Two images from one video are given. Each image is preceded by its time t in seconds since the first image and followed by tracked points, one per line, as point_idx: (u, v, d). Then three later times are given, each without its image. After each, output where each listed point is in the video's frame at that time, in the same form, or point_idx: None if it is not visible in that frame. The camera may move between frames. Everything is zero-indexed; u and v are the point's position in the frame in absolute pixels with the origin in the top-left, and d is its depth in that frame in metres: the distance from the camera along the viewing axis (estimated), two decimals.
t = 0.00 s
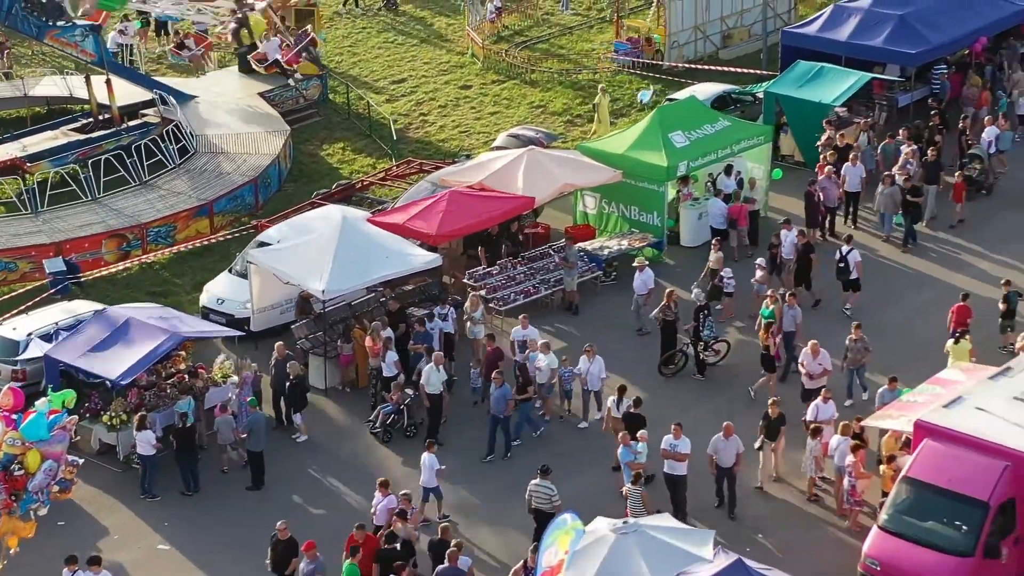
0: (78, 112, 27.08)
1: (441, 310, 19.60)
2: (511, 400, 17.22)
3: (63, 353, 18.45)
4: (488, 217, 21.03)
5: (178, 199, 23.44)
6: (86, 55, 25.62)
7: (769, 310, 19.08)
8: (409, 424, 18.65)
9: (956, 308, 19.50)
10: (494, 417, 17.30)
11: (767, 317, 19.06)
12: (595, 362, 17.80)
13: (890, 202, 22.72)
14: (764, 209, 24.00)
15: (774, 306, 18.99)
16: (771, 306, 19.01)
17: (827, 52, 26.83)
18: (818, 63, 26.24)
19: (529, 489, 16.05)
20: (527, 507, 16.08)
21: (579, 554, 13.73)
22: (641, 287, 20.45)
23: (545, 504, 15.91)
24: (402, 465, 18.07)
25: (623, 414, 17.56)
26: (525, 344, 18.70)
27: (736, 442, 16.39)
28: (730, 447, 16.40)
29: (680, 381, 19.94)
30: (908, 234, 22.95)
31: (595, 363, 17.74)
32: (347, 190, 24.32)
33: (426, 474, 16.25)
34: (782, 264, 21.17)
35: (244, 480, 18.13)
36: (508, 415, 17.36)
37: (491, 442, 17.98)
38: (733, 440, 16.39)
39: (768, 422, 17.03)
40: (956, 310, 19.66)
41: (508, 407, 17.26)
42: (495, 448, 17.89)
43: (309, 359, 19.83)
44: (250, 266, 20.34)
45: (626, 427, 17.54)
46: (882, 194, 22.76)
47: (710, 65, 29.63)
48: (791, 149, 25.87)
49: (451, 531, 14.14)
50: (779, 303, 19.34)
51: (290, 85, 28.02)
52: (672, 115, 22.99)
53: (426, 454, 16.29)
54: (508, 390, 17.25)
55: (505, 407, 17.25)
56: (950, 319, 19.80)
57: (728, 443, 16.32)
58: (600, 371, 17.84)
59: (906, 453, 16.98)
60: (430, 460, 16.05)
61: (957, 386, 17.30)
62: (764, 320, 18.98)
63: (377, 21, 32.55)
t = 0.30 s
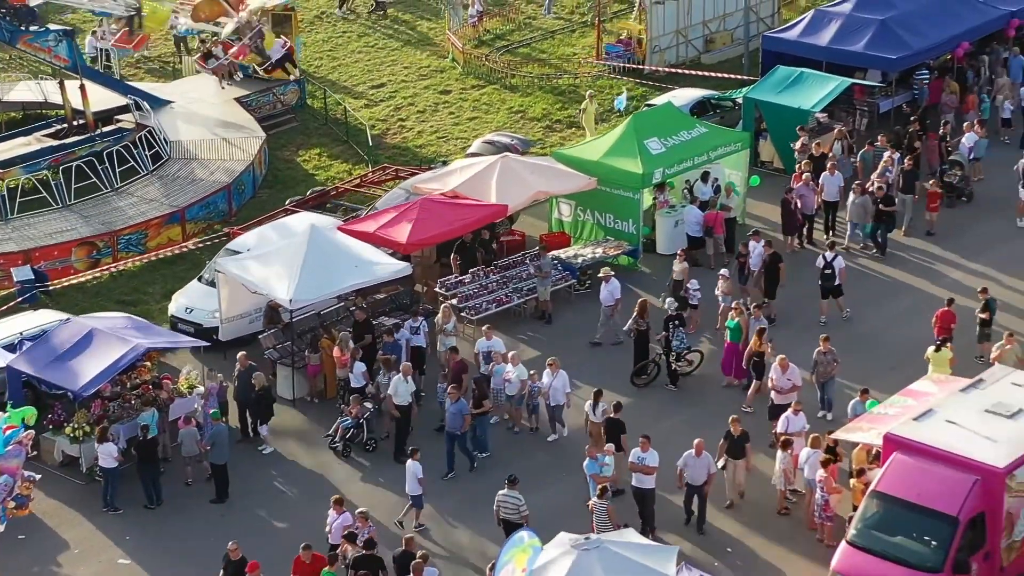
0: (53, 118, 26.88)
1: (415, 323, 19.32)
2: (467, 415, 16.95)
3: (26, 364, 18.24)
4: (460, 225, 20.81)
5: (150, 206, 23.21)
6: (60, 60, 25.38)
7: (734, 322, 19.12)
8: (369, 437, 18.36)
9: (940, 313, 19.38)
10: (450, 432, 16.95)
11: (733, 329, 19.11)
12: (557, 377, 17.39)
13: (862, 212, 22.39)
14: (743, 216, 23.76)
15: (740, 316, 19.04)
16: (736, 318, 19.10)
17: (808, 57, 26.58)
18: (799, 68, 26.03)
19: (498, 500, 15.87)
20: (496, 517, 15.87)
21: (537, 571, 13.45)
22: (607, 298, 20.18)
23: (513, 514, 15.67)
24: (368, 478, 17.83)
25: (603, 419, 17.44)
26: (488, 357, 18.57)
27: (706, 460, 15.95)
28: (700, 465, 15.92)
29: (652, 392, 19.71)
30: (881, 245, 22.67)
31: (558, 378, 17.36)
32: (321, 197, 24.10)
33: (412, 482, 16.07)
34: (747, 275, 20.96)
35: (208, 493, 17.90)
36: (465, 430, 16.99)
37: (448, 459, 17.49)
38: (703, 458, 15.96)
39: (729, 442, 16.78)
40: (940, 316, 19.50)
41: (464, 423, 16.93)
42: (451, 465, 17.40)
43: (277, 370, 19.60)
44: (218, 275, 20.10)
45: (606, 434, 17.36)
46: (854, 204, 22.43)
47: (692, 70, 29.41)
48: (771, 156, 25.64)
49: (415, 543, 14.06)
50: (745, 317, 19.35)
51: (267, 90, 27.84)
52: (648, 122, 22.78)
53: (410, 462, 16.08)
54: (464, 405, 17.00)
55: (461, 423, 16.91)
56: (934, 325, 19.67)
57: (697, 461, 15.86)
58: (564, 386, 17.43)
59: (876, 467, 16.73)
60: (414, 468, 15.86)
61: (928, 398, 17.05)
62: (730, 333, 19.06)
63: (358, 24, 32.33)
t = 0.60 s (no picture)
0: (27, 123, 26.62)
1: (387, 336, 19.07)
2: (425, 431, 16.63)
3: None
4: (431, 234, 20.59)
5: (122, 213, 22.96)
6: (34, 66, 25.19)
7: (697, 337, 18.52)
8: (329, 452, 18.08)
9: (919, 322, 19.15)
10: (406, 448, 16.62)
11: (696, 344, 18.51)
12: (522, 395, 16.83)
13: (831, 221, 21.95)
14: (720, 223, 23.56)
15: (702, 331, 18.45)
16: (699, 332, 18.50)
17: (789, 62, 26.34)
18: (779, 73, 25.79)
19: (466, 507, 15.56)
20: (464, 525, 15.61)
21: None
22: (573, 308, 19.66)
23: (480, 521, 15.42)
24: (333, 490, 17.58)
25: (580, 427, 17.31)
26: (456, 368, 18.01)
27: (673, 479, 15.12)
28: (667, 484, 15.10)
29: (625, 403, 19.48)
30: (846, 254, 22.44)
31: (522, 397, 16.80)
32: (295, 203, 23.86)
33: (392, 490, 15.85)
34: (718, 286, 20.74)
35: (172, 506, 17.65)
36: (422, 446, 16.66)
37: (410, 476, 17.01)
38: (670, 477, 15.11)
39: (695, 462, 16.15)
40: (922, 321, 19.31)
41: (421, 438, 16.59)
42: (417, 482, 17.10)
43: (245, 381, 19.36)
44: (186, 285, 19.88)
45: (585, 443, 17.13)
46: (824, 212, 21.97)
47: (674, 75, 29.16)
48: (751, 162, 25.39)
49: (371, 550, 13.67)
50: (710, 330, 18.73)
51: (244, 95, 27.59)
52: (623, 128, 22.55)
53: (391, 470, 15.84)
54: (421, 419, 16.69)
55: (418, 438, 16.62)
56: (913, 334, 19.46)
57: (664, 480, 15.04)
58: (527, 404, 16.85)
59: (846, 481, 16.50)
60: (395, 477, 15.63)
61: (900, 411, 16.83)
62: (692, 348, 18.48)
63: (339, 30, 32.08)
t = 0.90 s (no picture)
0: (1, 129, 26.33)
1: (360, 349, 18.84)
2: (381, 451, 16.18)
3: None
4: (403, 242, 20.34)
5: (93, 221, 22.68)
6: (6, 71, 24.75)
7: (661, 349, 18.30)
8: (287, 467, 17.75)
9: (902, 322, 18.92)
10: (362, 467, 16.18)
11: (659, 357, 18.32)
12: (485, 412, 16.67)
13: (802, 231, 21.47)
14: (697, 230, 23.37)
15: (665, 344, 18.26)
16: (662, 345, 18.30)
17: (770, 67, 26.11)
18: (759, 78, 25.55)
19: (435, 516, 15.32)
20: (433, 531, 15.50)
21: None
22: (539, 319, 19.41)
23: (449, 532, 15.21)
24: (299, 504, 17.30)
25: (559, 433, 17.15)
26: (423, 382, 17.72)
27: (634, 499, 14.86)
28: (629, 504, 14.90)
29: (597, 414, 19.22)
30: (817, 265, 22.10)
31: (486, 413, 16.61)
32: (270, 211, 23.63)
33: (374, 496, 15.69)
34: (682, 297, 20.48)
35: (135, 521, 17.38)
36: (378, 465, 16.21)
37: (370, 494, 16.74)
38: (632, 497, 14.86)
39: (663, 485, 15.94)
40: (901, 325, 19.05)
41: (377, 458, 16.16)
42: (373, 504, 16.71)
43: (212, 391, 19.10)
44: (153, 294, 19.63)
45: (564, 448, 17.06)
46: (795, 221, 21.48)
47: (656, 80, 28.93)
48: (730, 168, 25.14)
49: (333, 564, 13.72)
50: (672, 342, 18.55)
51: (222, 100, 27.36)
52: (600, 135, 22.31)
53: (373, 476, 15.66)
54: (377, 439, 16.26)
55: (375, 458, 16.17)
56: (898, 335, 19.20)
57: (625, 500, 14.78)
58: (491, 421, 16.69)
59: (817, 495, 16.24)
60: (376, 484, 15.44)
61: (871, 424, 16.60)
62: (655, 361, 18.27)
63: (320, 33, 31.82)
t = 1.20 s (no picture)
0: None
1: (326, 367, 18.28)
2: (329, 472, 16.01)
3: None
4: (369, 253, 20.07)
5: (59, 230, 22.35)
6: None
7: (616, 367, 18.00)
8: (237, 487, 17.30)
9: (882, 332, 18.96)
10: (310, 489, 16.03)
11: (615, 375, 17.99)
12: (439, 432, 16.44)
13: (768, 245, 21.38)
14: (671, 239, 23.08)
15: (621, 363, 17.91)
16: (618, 363, 17.96)
17: (747, 74, 25.83)
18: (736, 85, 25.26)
19: (401, 529, 15.11)
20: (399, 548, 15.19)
21: None
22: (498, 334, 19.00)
23: (416, 546, 14.98)
24: (258, 520, 16.97)
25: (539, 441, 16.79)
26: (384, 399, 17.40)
27: (591, 524, 14.57)
28: (585, 528, 14.61)
29: (565, 428, 18.92)
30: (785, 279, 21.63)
31: (440, 433, 16.35)
32: (240, 219, 23.36)
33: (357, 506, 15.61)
34: (643, 312, 20.17)
35: (92, 537, 17.03)
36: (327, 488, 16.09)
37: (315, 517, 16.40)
38: (587, 521, 14.60)
39: (623, 511, 14.84)
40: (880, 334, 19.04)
41: (325, 480, 16.01)
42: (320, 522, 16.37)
43: (174, 405, 18.79)
44: (115, 306, 19.36)
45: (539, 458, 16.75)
46: (760, 235, 21.47)
47: (634, 86, 28.66)
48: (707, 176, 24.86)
49: None
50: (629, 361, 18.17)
51: (195, 107, 27.06)
52: (571, 144, 22.04)
53: (356, 486, 15.62)
54: (325, 460, 16.04)
55: (322, 479, 15.98)
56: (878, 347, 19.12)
57: (580, 525, 14.52)
58: (444, 442, 16.44)
59: (782, 513, 15.98)
60: (360, 494, 15.36)
61: (838, 440, 16.31)
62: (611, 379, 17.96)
63: (298, 38, 31.52)
